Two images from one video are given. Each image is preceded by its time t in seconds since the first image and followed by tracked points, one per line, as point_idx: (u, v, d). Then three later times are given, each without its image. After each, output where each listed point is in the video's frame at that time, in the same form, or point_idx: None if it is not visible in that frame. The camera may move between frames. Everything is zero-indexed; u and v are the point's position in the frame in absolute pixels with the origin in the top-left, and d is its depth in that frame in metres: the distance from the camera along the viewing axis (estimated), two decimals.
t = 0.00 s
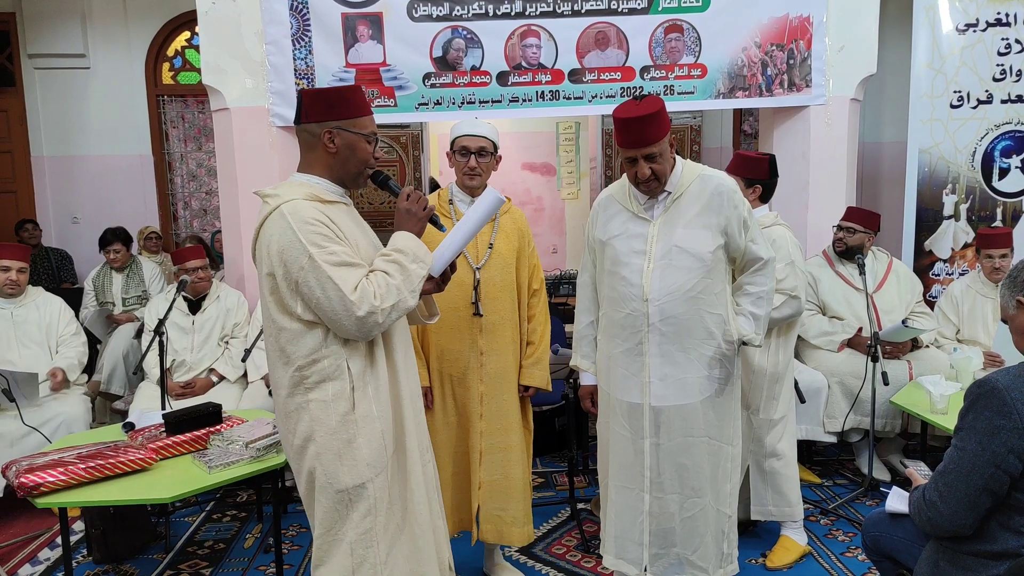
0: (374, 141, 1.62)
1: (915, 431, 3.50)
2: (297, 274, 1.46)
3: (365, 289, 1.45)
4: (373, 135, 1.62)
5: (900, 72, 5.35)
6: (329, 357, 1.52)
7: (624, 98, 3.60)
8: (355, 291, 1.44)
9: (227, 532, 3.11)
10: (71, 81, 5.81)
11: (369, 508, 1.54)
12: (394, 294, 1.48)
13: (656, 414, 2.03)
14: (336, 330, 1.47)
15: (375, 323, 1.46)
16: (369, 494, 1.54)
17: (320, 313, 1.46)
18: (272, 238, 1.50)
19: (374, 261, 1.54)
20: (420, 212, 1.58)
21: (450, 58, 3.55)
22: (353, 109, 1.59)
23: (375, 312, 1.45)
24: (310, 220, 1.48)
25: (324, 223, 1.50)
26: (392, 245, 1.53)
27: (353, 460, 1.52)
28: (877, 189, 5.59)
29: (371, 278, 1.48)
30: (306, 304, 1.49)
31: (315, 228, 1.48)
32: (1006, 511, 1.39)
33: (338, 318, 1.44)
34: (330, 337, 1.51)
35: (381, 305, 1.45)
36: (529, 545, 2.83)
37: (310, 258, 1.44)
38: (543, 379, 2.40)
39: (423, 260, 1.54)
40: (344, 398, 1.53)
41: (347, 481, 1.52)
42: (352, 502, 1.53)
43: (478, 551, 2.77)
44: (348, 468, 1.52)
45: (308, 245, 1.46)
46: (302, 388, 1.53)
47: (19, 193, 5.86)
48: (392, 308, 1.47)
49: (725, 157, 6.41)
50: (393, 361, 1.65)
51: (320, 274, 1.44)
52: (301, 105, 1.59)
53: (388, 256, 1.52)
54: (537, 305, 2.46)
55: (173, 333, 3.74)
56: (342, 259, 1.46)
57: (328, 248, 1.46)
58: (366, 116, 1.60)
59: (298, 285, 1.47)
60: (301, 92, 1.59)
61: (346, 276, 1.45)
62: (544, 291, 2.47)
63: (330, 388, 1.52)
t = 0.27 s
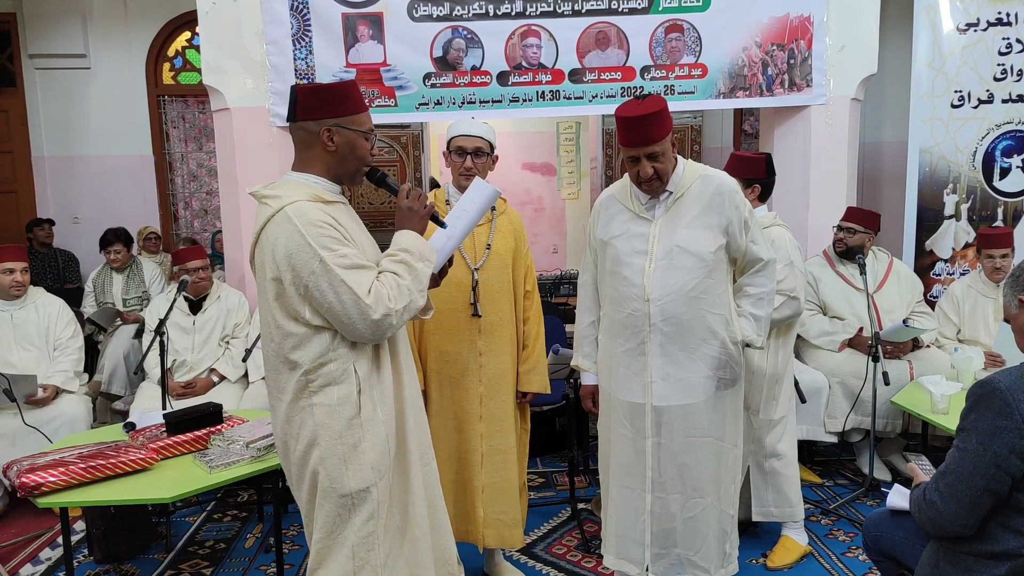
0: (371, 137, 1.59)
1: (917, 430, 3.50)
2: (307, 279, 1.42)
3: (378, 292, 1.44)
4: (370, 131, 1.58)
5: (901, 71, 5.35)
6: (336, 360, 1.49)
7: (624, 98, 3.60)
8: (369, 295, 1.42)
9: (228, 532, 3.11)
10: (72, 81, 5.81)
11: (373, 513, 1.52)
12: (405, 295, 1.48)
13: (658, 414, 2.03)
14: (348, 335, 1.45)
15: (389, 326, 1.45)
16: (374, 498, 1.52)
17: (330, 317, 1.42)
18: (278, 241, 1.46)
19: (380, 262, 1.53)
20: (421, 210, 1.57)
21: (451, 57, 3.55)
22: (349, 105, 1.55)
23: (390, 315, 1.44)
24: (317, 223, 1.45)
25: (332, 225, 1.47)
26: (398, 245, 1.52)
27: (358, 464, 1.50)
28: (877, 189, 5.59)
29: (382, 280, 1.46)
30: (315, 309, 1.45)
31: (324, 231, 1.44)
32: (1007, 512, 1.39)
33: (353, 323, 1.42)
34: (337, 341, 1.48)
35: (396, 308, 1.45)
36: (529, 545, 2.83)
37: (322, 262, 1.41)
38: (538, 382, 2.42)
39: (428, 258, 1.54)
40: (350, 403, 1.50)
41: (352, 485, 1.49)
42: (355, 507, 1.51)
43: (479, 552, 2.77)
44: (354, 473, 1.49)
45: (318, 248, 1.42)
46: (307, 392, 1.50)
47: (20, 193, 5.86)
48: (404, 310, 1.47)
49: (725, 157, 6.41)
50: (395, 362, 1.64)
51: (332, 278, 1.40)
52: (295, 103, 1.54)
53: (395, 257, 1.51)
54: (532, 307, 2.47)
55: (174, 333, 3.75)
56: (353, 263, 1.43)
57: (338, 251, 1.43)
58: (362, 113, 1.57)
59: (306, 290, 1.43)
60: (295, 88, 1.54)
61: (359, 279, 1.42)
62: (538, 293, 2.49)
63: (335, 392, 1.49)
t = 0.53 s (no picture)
0: (382, 138, 1.58)
1: (917, 430, 3.51)
2: (316, 281, 1.39)
3: (387, 299, 1.43)
4: (381, 133, 1.58)
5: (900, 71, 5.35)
6: (333, 365, 1.46)
7: (624, 98, 3.61)
8: (379, 301, 1.41)
9: (228, 533, 3.11)
10: (72, 82, 5.82)
11: (368, 521, 1.50)
12: (411, 304, 1.48)
13: (659, 413, 2.03)
14: (352, 341, 1.43)
15: (395, 333, 1.44)
16: (368, 507, 1.50)
17: (336, 321, 1.40)
18: (287, 240, 1.42)
19: (385, 268, 1.52)
20: (429, 219, 1.58)
21: (451, 58, 3.55)
22: (361, 105, 1.54)
23: (397, 322, 1.44)
24: (331, 224, 1.42)
25: (344, 228, 1.44)
26: (403, 252, 1.52)
27: (354, 473, 1.48)
28: (877, 188, 5.59)
29: (389, 286, 1.46)
30: (320, 311, 1.42)
31: (337, 233, 1.42)
32: (1011, 513, 1.39)
33: (360, 328, 1.40)
34: (337, 345, 1.45)
35: (402, 315, 1.44)
36: (530, 546, 2.83)
37: (334, 266, 1.38)
38: (538, 380, 2.44)
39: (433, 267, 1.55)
40: (348, 409, 1.47)
41: (347, 493, 1.47)
42: (350, 516, 1.48)
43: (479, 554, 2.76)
44: (350, 481, 1.47)
45: (331, 251, 1.39)
46: (301, 398, 1.47)
47: (20, 194, 5.87)
48: (410, 318, 1.47)
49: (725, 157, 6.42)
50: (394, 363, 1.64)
51: (343, 282, 1.38)
52: (306, 102, 1.52)
53: (401, 265, 1.51)
54: (528, 305, 2.48)
55: (174, 334, 3.75)
56: (365, 267, 1.42)
57: (350, 254, 1.41)
58: (375, 114, 1.56)
59: (314, 292, 1.40)
60: (307, 85, 1.53)
61: (369, 285, 1.41)
62: (535, 291, 2.50)
63: (332, 398, 1.47)
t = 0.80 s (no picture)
0: (392, 136, 1.57)
1: (917, 430, 3.51)
2: (328, 282, 1.38)
3: (396, 304, 1.43)
4: (391, 131, 1.57)
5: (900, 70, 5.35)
6: (333, 368, 1.46)
7: (624, 98, 3.61)
8: (388, 305, 1.42)
9: (228, 533, 3.11)
10: (72, 82, 5.82)
11: (366, 528, 1.48)
12: (417, 309, 1.48)
13: (659, 413, 2.04)
14: (357, 344, 1.42)
15: (402, 338, 1.44)
16: (366, 513, 1.49)
17: (344, 323, 1.40)
18: (299, 238, 1.41)
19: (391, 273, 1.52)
20: (438, 225, 1.58)
21: (451, 58, 3.55)
22: (369, 104, 1.53)
23: (405, 328, 1.45)
24: (345, 225, 1.43)
25: (357, 230, 1.45)
26: (409, 257, 1.52)
27: (352, 479, 1.47)
28: (878, 188, 5.59)
29: (397, 292, 1.46)
30: (327, 312, 1.42)
31: (350, 234, 1.42)
32: (1011, 512, 1.39)
33: (367, 332, 1.40)
34: (339, 347, 1.46)
35: (410, 321, 1.45)
36: (530, 546, 2.83)
37: (347, 266, 1.38)
38: (539, 379, 2.45)
39: (439, 273, 1.55)
40: (348, 413, 1.47)
41: (345, 500, 1.47)
42: (347, 523, 1.47)
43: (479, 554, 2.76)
44: (348, 487, 1.47)
45: (344, 252, 1.39)
46: (300, 402, 1.46)
47: (20, 194, 5.87)
48: (416, 324, 1.47)
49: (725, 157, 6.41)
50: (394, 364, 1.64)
51: (355, 285, 1.38)
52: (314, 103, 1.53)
53: (407, 270, 1.51)
54: (527, 305, 2.49)
55: (174, 334, 3.75)
56: (375, 271, 1.42)
57: (362, 257, 1.42)
58: (384, 112, 1.55)
59: (323, 292, 1.40)
60: (313, 89, 1.53)
61: (379, 288, 1.41)
62: (533, 290, 2.51)
63: (332, 402, 1.46)
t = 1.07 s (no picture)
0: (391, 135, 1.57)
1: (918, 430, 3.51)
2: (334, 284, 1.38)
3: (403, 304, 1.44)
4: (390, 130, 1.56)
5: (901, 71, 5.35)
6: (338, 371, 1.46)
7: (625, 99, 3.61)
8: (396, 306, 1.42)
9: (229, 533, 3.11)
10: (73, 82, 5.82)
11: (365, 534, 1.49)
12: (423, 308, 1.48)
13: (661, 413, 2.04)
14: (365, 345, 1.43)
15: (409, 338, 1.45)
16: (367, 518, 1.50)
17: (351, 325, 1.40)
18: (304, 241, 1.40)
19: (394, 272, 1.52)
20: (439, 222, 1.58)
21: (452, 58, 3.56)
22: (369, 103, 1.53)
23: (412, 328, 1.45)
24: (350, 227, 1.43)
25: (361, 231, 1.45)
26: (413, 255, 1.53)
27: (355, 482, 1.47)
28: (878, 189, 5.59)
29: (403, 292, 1.46)
30: (333, 315, 1.42)
31: (355, 236, 1.42)
32: (1009, 511, 1.39)
33: (375, 334, 1.40)
34: (345, 349, 1.46)
35: (417, 321, 1.45)
36: (530, 547, 2.83)
37: (353, 268, 1.38)
38: (538, 379, 2.45)
39: (442, 271, 1.56)
40: (353, 415, 1.47)
41: (347, 503, 1.47)
42: (348, 527, 1.48)
43: (480, 554, 2.76)
44: (351, 490, 1.47)
45: (350, 253, 1.40)
46: (303, 406, 1.46)
47: (21, 194, 5.87)
48: (422, 323, 1.48)
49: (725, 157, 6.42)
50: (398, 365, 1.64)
51: (362, 287, 1.38)
52: (312, 103, 1.51)
53: (411, 268, 1.51)
54: (527, 305, 2.50)
55: (175, 334, 3.75)
56: (382, 272, 1.43)
57: (368, 258, 1.42)
58: (382, 111, 1.55)
59: (329, 294, 1.39)
60: (312, 88, 1.52)
61: (387, 290, 1.42)
62: (532, 291, 2.51)
63: (337, 405, 1.46)
